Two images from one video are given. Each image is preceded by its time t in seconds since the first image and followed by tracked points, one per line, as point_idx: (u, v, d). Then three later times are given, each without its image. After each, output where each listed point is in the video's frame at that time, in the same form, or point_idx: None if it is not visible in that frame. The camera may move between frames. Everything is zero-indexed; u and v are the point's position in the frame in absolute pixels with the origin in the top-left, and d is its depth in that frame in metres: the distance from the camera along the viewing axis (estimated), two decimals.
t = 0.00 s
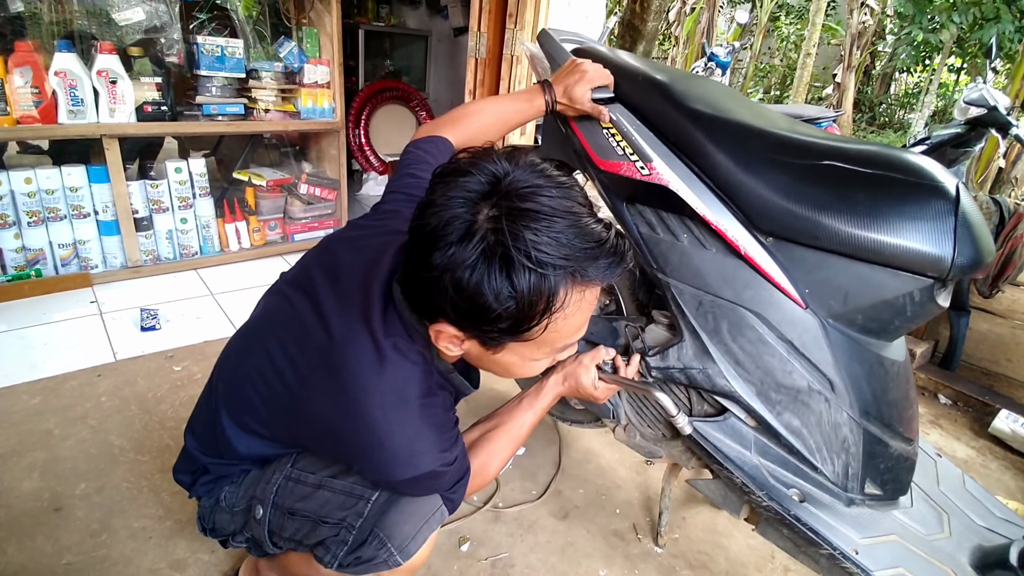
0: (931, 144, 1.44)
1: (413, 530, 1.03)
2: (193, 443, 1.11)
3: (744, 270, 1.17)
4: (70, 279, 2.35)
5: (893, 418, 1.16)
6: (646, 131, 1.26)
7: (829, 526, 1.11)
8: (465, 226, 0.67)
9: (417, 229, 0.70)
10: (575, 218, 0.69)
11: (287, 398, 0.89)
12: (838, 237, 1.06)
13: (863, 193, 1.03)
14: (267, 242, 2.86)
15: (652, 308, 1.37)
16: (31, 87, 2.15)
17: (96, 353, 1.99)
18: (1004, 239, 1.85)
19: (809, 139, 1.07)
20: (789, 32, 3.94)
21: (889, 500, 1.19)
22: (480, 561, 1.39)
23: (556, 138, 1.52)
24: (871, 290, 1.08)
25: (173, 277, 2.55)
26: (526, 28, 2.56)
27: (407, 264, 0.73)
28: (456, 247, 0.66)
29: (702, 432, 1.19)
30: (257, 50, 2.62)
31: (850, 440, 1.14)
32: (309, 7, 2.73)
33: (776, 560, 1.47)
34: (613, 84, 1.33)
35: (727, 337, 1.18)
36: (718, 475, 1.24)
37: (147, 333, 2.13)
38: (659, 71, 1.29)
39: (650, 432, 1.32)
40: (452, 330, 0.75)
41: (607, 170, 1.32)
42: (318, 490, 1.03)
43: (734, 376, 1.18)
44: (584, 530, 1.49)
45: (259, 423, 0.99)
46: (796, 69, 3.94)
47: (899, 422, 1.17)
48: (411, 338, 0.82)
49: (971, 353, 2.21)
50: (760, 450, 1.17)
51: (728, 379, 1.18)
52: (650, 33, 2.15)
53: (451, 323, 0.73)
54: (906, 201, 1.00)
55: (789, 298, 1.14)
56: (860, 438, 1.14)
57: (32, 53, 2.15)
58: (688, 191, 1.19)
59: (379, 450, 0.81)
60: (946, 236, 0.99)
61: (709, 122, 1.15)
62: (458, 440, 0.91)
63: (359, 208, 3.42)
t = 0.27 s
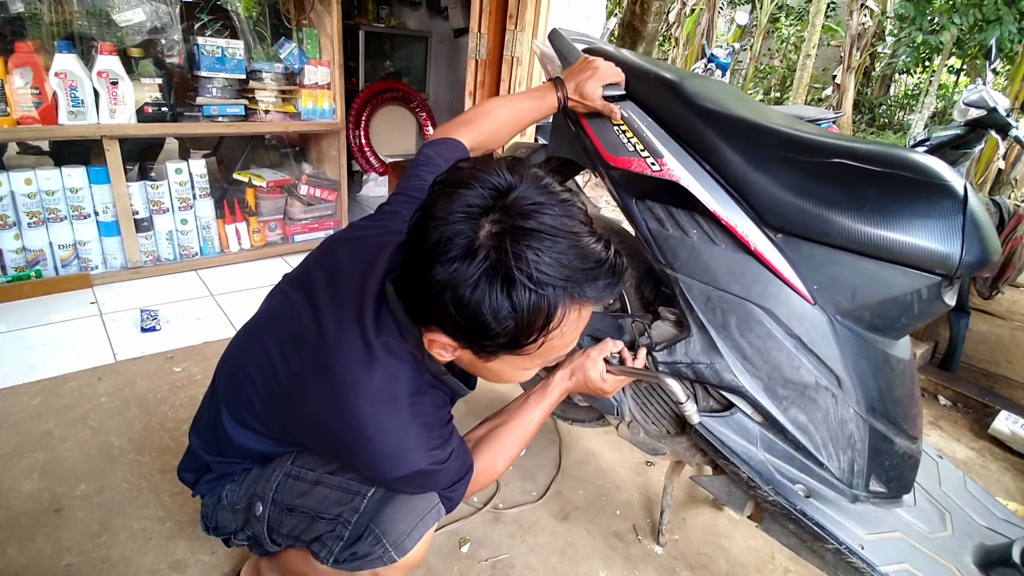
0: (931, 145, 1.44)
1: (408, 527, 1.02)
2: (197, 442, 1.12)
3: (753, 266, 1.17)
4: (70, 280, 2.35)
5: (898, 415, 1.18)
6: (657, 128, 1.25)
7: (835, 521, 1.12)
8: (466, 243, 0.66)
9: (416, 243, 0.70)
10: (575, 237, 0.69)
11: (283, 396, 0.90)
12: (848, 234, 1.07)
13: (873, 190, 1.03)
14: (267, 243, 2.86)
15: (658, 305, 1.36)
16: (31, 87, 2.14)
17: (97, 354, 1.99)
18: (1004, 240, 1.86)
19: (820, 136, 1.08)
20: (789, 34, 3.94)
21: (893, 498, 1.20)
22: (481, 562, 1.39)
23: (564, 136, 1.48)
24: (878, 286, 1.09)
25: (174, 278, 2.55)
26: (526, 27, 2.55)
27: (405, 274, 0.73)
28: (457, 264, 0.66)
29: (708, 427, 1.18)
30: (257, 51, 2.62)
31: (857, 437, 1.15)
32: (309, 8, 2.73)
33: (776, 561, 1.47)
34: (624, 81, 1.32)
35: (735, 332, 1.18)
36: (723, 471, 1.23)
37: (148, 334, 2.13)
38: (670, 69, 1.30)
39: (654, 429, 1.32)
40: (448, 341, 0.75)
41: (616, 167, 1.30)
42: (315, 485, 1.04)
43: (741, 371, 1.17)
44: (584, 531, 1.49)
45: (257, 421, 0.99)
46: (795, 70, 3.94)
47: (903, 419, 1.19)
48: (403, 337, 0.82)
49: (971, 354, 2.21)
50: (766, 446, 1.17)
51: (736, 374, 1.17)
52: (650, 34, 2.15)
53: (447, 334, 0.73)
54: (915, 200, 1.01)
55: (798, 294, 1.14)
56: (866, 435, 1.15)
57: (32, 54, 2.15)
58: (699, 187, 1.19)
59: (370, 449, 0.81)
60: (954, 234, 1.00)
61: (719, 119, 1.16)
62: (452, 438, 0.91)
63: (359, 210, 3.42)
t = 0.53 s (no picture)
0: (932, 151, 1.45)
1: (405, 524, 1.02)
2: (198, 442, 1.12)
3: (765, 266, 1.17)
4: (72, 282, 2.36)
5: (906, 418, 1.17)
6: (670, 129, 1.25)
7: (844, 523, 1.11)
8: (463, 289, 0.66)
9: (415, 280, 0.69)
10: (574, 288, 0.69)
11: (277, 396, 0.91)
12: (860, 236, 1.07)
13: (885, 193, 1.04)
14: (269, 245, 2.87)
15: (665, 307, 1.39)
16: (34, 90, 2.15)
17: (98, 357, 1.99)
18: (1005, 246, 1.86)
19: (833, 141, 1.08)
20: (790, 38, 3.95)
21: (899, 501, 1.20)
22: (481, 567, 1.39)
23: (574, 137, 1.48)
24: (888, 288, 1.09)
25: (175, 281, 2.55)
26: (528, 31, 2.56)
27: (401, 305, 0.72)
28: (454, 308, 0.66)
29: (716, 427, 1.17)
30: (260, 55, 2.64)
31: (865, 438, 1.15)
32: (312, 12, 2.73)
33: (777, 567, 1.47)
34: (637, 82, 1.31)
35: (746, 332, 1.18)
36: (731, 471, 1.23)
37: (149, 337, 2.13)
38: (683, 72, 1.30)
39: (660, 430, 1.32)
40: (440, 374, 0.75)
41: (628, 167, 1.31)
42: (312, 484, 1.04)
43: (751, 371, 1.18)
44: (585, 536, 1.49)
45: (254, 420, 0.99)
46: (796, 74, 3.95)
47: (911, 422, 1.18)
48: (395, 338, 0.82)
49: (972, 360, 2.21)
50: (774, 447, 1.16)
51: (746, 374, 1.18)
52: (651, 39, 2.15)
53: (439, 369, 0.73)
54: (927, 204, 1.02)
55: (808, 295, 1.14)
56: (875, 437, 1.15)
57: (35, 57, 2.16)
58: (711, 187, 1.19)
59: (360, 449, 0.82)
60: (965, 238, 1.01)
61: (732, 120, 1.16)
62: (445, 436, 0.91)
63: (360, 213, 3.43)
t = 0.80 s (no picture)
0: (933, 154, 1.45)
1: (397, 521, 1.01)
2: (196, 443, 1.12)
3: (772, 266, 1.17)
4: (73, 284, 2.36)
5: (912, 419, 1.18)
6: (679, 129, 1.26)
7: (850, 523, 1.11)
8: (455, 329, 0.66)
9: (410, 311, 0.69)
10: (567, 337, 0.69)
11: (269, 395, 0.91)
12: (868, 236, 1.07)
13: (892, 195, 1.04)
14: (270, 247, 2.87)
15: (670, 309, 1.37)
16: (36, 92, 2.15)
17: (100, 358, 2.00)
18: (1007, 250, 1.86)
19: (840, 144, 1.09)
20: (791, 42, 3.96)
21: (904, 504, 1.19)
22: (482, 570, 1.38)
23: (580, 138, 1.48)
24: (896, 289, 1.09)
25: (177, 283, 2.56)
26: (530, 33, 2.57)
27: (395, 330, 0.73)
28: (446, 345, 0.66)
29: (722, 426, 1.18)
30: (263, 58, 2.66)
31: (872, 439, 1.14)
32: (314, 14, 2.74)
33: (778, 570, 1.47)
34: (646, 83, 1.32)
35: (753, 332, 1.18)
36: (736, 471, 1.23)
37: (151, 338, 2.13)
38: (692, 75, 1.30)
39: (665, 430, 1.33)
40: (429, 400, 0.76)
41: (636, 167, 1.31)
42: (306, 481, 1.04)
43: (757, 370, 1.17)
44: (586, 539, 1.49)
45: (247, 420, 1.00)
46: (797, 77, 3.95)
47: (917, 424, 1.18)
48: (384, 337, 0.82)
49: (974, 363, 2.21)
50: (780, 447, 1.16)
51: (752, 373, 1.17)
52: (652, 42, 2.16)
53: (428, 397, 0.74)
54: (933, 207, 1.02)
55: (815, 294, 1.14)
56: (881, 437, 1.15)
57: (38, 59, 2.17)
58: (720, 187, 1.20)
59: (347, 447, 0.82)
60: (972, 240, 1.01)
61: (740, 122, 1.17)
62: (436, 434, 0.90)
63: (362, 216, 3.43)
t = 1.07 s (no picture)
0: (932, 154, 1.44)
1: (394, 519, 0.99)
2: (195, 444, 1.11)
3: (778, 264, 1.17)
4: (71, 286, 2.35)
5: (916, 419, 1.18)
6: (685, 127, 1.26)
7: (854, 521, 1.10)
8: (439, 337, 0.66)
9: (397, 316, 0.70)
10: (550, 351, 0.68)
11: (262, 393, 0.91)
12: (875, 235, 1.07)
13: (899, 194, 1.05)
14: (269, 249, 2.86)
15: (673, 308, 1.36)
16: (35, 94, 2.15)
17: (98, 360, 1.99)
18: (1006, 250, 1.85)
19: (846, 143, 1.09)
20: (789, 42, 3.97)
21: (906, 503, 1.20)
22: (481, 572, 1.38)
23: (584, 137, 1.48)
24: (902, 288, 1.09)
25: (175, 285, 2.55)
26: (528, 34, 2.57)
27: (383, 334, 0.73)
28: (429, 352, 0.66)
29: (727, 424, 1.17)
30: (262, 60, 2.66)
31: (876, 438, 1.15)
32: (312, 15, 2.74)
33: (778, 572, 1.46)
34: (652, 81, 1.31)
35: (758, 329, 1.17)
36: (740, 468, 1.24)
37: (149, 340, 2.13)
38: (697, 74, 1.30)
39: (668, 430, 1.32)
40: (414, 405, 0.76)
41: (642, 165, 1.31)
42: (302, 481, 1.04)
43: (763, 369, 1.17)
44: (586, 541, 1.49)
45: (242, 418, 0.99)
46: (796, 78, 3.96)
47: (921, 424, 1.19)
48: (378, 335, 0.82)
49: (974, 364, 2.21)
50: (784, 445, 1.16)
51: (757, 372, 1.17)
52: (651, 43, 2.16)
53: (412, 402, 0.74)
54: (940, 207, 1.03)
55: (821, 292, 1.14)
56: (886, 436, 1.15)
57: (36, 61, 2.16)
58: (726, 184, 1.20)
59: (339, 444, 0.82)
60: (978, 239, 1.02)
61: (747, 120, 1.16)
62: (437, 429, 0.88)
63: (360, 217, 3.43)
